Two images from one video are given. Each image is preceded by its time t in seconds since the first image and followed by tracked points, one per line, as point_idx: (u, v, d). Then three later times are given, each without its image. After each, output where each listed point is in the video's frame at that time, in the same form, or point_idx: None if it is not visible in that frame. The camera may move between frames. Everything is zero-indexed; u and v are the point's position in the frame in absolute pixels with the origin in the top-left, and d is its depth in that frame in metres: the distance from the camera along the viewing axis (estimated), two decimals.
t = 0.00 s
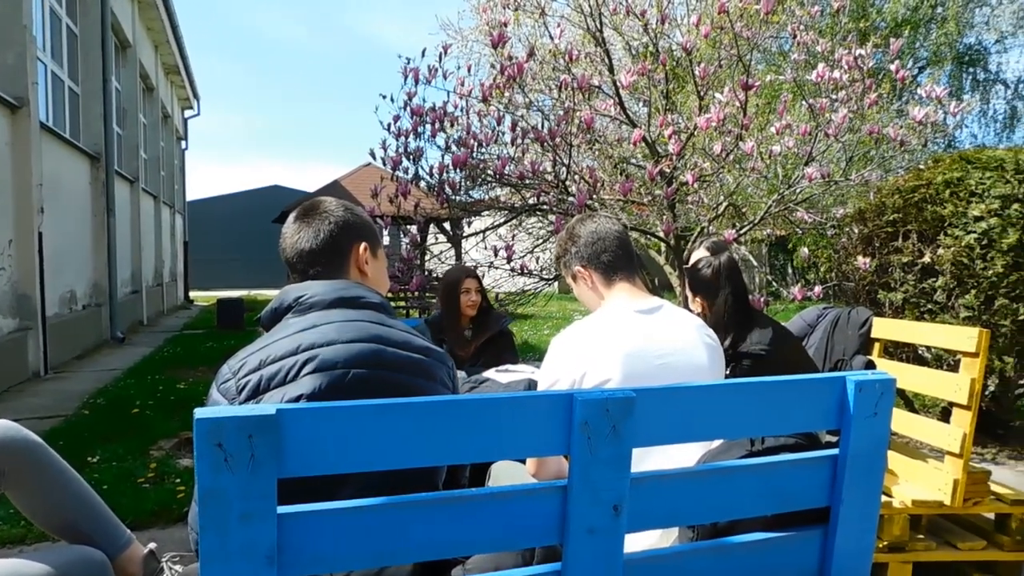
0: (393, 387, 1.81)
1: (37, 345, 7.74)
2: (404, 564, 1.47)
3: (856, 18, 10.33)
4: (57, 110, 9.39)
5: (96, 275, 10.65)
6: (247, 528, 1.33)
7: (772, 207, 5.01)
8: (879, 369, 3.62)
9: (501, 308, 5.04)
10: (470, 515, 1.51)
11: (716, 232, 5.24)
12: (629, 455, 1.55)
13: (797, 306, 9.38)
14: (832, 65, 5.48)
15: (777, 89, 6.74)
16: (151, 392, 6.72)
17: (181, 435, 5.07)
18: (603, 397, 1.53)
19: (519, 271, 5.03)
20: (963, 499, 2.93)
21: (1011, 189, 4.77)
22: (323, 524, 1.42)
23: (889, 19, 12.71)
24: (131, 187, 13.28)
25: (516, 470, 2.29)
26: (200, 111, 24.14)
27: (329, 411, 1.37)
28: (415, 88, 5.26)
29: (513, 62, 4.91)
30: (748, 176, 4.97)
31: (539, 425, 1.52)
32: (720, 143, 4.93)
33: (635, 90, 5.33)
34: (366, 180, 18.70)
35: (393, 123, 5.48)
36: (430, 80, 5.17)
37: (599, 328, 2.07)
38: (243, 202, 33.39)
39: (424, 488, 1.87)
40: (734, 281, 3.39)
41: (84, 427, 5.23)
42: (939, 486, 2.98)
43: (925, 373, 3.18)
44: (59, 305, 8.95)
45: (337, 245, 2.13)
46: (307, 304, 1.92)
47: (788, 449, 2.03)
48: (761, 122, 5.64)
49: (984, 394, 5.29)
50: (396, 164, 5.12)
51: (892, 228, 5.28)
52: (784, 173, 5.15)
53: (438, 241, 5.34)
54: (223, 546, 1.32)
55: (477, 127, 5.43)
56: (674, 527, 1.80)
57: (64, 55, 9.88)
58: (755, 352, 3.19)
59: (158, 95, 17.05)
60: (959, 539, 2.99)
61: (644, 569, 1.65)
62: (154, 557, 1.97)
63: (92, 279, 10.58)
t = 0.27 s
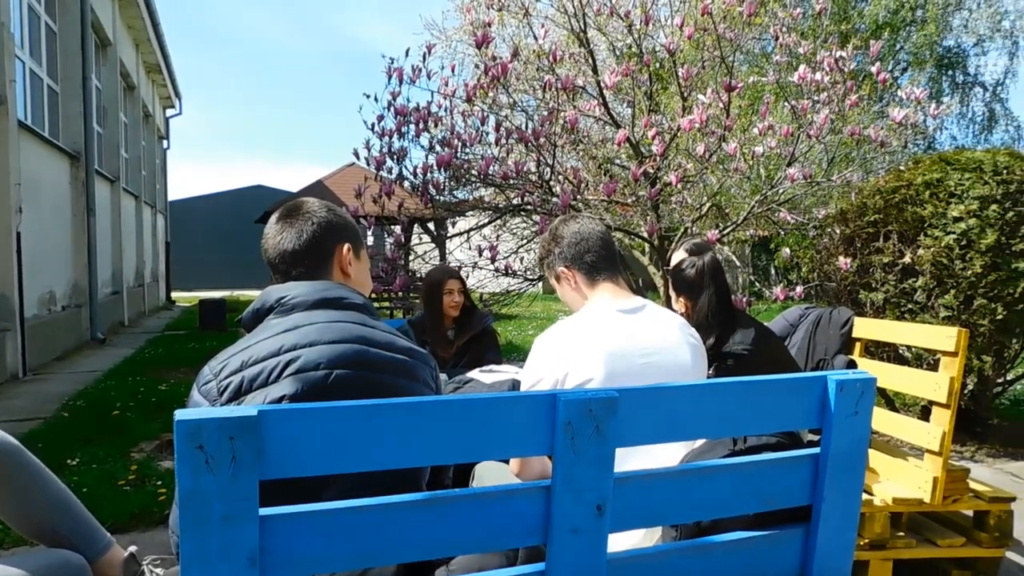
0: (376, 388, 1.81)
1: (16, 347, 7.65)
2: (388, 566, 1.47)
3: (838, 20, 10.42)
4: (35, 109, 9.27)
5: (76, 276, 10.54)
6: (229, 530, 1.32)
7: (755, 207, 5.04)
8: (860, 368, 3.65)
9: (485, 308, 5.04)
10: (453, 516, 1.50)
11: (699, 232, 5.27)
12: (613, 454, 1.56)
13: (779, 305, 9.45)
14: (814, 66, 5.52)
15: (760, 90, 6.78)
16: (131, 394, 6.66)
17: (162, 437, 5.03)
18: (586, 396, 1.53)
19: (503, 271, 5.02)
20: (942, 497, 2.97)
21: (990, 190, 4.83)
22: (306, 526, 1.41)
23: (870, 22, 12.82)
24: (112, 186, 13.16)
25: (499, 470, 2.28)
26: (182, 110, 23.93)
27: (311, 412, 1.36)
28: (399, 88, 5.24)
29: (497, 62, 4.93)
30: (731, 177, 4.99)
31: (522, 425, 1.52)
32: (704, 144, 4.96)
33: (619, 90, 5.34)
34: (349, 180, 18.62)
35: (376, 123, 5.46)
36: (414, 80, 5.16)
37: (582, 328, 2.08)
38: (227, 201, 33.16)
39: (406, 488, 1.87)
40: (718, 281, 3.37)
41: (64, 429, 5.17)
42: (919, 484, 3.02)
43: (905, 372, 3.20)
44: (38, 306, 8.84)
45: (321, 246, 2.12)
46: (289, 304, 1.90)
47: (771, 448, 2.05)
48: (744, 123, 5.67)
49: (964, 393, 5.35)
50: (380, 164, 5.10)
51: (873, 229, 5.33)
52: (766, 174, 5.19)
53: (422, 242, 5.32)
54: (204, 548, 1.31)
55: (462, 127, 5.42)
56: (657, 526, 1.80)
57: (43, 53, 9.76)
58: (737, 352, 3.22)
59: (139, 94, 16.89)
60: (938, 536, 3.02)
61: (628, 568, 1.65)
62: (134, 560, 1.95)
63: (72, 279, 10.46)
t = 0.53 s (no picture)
0: (365, 388, 1.80)
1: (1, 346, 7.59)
2: (376, 566, 1.46)
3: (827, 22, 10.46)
4: (21, 106, 9.18)
5: (63, 275, 10.46)
6: (216, 531, 1.32)
7: (744, 208, 5.05)
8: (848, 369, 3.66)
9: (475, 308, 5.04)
10: (442, 515, 1.50)
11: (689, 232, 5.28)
12: (602, 454, 1.56)
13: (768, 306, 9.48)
14: (803, 68, 5.54)
15: (749, 91, 6.80)
16: (118, 393, 6.62)
17: (150, 437, 5.00)
18: (575, 396, 1.53)
19: (492, 271, 5.01)
20: (929, 496, 2.99)
21: (976, 192, 4.87)
22: (293, 526, 1.41)
23: (859, 24, 12.89)
24: (99, 185, 13.07)
25: (487, 469, 2.29)
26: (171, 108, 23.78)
27: (299, 412, 1.35)
28: (389, 87, 5.23)
29: (487, 63, 4.92)
30: (721, 178, 5.01)
31: (511, 425, 1.52)
32: (693, 145, 4.97)
33: (609, 91, 5.35)
34: (338, 180, 18.56)
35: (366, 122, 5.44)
36: (404, 80, 5.15)
37: (572, 329, 2.08)
38: (216, 200, 33.00)
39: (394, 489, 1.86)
40: (709, 282, 3.39)
41: (50, 429, 5.13)
42: (905, 484, 3.04)
43: (889, 372, 3.25)
44: (24, 305, 8.76)
45: (314, 246, 2.11)
46: (279, 304, 1.90)
47: (759, 448, 2.06)
48: (734, 124, 5.69)
49: (950, 393, 5.39)
50: (369, 164, 5.08)
51: (860, 230, 5.35)
52: (755, 175, 5.21)
53: (412, 241, 5.30)
54: (191, 548, 1.30)
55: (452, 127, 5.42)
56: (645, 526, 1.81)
57: (29, 50, 9.68)
58: (726, 352, 3.23)
59: (127, 92, 16.77)
60: (924, 536, 3.05)
61: (616, 568, 1.66)
62: (120, 561, 1.92)
63: (59, 278, 10.38)
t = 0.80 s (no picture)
0: (360, 389, 1.80)
1: None
2: (370, 567, 1.46)
3: (820, 23, 10.50)
4: (13, 107, 9.14)
5: (55, 276, 10.42)
6: (209, 532, 1.31)
7: (738, 208, 5.06)
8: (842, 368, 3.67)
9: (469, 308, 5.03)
10: (436, 516, 1.50)
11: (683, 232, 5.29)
12: (596, 454, 1.56)
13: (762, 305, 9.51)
14: (796, 69, 5.56)
15: (743, 92, 6.81)
16: (110, 395, 6.59)
17: (143, 439, 4.98)
18: (569, 396, 1.53)
19: (486, 271, 5.01)
20: (921, 495, 3.00)
21: (969, 191, 4.90)
22: (287, 527, 1.40)
23: (851, 25, 12.95)
24: (91, 186, 13.03)
25: (481, 470, 2.28)
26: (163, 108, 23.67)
27: (292, 413, 1.35)
28: (383, 87, 5.23)
29: (481, 63, 4.92)
30: (715, 178, 5.02)
31: (505, 425, 1.52)
32: (687, 145, 4.98)
33: (603, 91, 5.36)
34: (332, 180, 18.53)
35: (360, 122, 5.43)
36: (398, 80, 5.15)
37: (566, 329, 2.08)
38: (210, 200, 32.91)
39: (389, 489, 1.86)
40: (703, 281, 3.39)
41: (42, 431, 5.11)
42: (898, 484, 3.05)
43: (882, 372, 3.26)
44: (15, 306, 8.72)
45: (309, 246, 2.11)
46: (274, 304, 1.89)
47: (752, 448, 2.06)
48: (727, 124, 5.70)
49: (943, 392, 5.41)
50: (363, 164, 5.08)
51: (854, 229, 5.37)
52: (749, 175, 5.23)
53: (406, 242, 5.29)
54: (184, 550, 1.30)
55: (446, 127, 5.41)
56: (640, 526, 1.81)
57: (20, 50, 9.63)
58: (719, 351, 3.24)
59: (120, 92, 16.71)
60: (918, 534, 3.06)
61: (610, 568, 1.66)
62: (113, 563, 1.92)
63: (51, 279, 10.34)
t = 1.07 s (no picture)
0: (351, 388, 1.79)
1: None
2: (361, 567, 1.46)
3: (810, 24, 10.55)
4: None
5: (43, 276, 10.34)
6: (198, 533, 1.31)
7: (728, 208, 5.08)
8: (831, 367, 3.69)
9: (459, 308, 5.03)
10: (426, 516, 1.50)
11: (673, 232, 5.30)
12: (586, 453, 1.56)
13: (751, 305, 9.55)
14: (786, 69, 5.58)
15: (733, 92, 6.84)
16: (99, 395, 6.55)
17: (131, 439, 4.96)
18: (560, 396, 1.53)
19: (477, 271, 5.00)
20: (910, 493, 3.02)
21: (956, 192, 4.93)
22: (277, 528, 1.40)
23: (840, 26, 13.02)
24: (80, 185, 12.94)
25: (472, 471, 2.28)
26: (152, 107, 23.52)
27: (282, 413, 1.35)
28: (374, 87, 5.21)
29: (472, 62, 4.92)
30: (705, 178, 5.04)
31: (495, 425, 1.52)
32: (677, 145, 4.99)
33: (594, 91, 5.37)
34: (322, 180, 18.47)
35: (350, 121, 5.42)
36: (388, 80, 5.14)
37: (558, 329, 2.08)
38: (200, 199, 32.75)
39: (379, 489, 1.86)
40: (694, 281, 3.37)
41: (29, 432, 5.08)
42: (887, 482, 3.06)
43: (871, 371, 3.28)
44: (2, 306, 8.65)
45: (303, 244, 2.10)
46: (264, 303, 1.88)
47: (742, 447, 2.07)
48: (717, 125, 5.72)
49: (931, 391, 5.45)
50: (354, 163, 5.06)
51: (843, 229, 5.40)
52: (739, 175, 5.24)
53: (396, 241, 5.28)
54: (173, 551, 1.29)
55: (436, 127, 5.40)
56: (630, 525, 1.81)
57: (7, 48, 9.56)
58: (709, 352, 3.27)
59: (108, 91, 16.60)
60: (906, 532, 3.08)
61: (601, 567, 1.66)
62: (102, 563, 1.93)
63: (39, 278, 10.27)
